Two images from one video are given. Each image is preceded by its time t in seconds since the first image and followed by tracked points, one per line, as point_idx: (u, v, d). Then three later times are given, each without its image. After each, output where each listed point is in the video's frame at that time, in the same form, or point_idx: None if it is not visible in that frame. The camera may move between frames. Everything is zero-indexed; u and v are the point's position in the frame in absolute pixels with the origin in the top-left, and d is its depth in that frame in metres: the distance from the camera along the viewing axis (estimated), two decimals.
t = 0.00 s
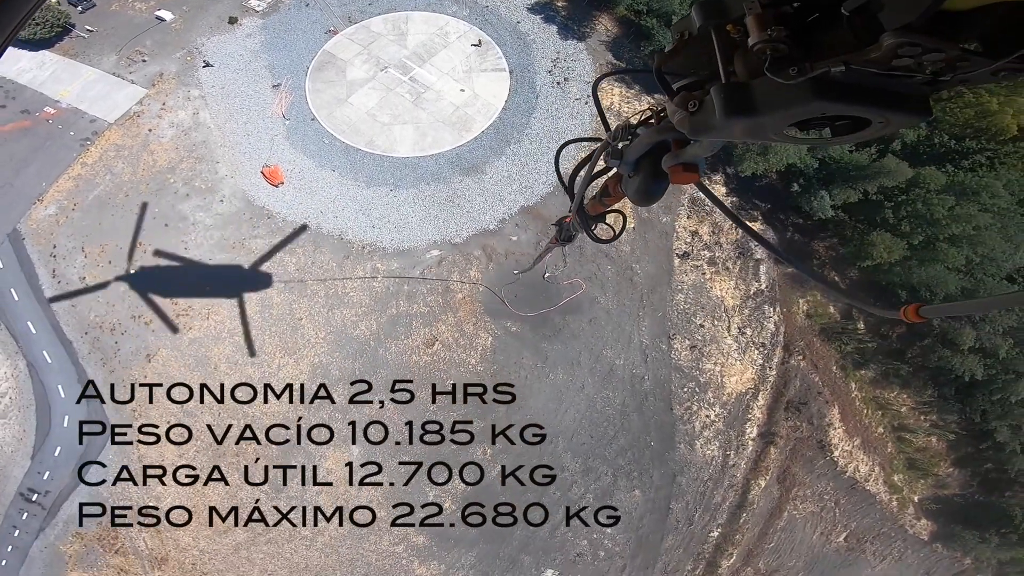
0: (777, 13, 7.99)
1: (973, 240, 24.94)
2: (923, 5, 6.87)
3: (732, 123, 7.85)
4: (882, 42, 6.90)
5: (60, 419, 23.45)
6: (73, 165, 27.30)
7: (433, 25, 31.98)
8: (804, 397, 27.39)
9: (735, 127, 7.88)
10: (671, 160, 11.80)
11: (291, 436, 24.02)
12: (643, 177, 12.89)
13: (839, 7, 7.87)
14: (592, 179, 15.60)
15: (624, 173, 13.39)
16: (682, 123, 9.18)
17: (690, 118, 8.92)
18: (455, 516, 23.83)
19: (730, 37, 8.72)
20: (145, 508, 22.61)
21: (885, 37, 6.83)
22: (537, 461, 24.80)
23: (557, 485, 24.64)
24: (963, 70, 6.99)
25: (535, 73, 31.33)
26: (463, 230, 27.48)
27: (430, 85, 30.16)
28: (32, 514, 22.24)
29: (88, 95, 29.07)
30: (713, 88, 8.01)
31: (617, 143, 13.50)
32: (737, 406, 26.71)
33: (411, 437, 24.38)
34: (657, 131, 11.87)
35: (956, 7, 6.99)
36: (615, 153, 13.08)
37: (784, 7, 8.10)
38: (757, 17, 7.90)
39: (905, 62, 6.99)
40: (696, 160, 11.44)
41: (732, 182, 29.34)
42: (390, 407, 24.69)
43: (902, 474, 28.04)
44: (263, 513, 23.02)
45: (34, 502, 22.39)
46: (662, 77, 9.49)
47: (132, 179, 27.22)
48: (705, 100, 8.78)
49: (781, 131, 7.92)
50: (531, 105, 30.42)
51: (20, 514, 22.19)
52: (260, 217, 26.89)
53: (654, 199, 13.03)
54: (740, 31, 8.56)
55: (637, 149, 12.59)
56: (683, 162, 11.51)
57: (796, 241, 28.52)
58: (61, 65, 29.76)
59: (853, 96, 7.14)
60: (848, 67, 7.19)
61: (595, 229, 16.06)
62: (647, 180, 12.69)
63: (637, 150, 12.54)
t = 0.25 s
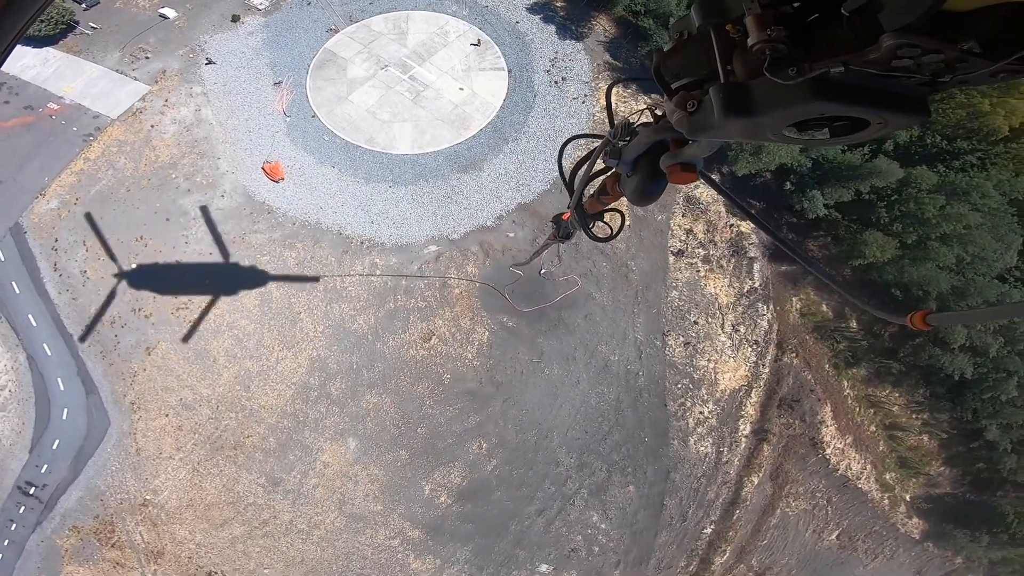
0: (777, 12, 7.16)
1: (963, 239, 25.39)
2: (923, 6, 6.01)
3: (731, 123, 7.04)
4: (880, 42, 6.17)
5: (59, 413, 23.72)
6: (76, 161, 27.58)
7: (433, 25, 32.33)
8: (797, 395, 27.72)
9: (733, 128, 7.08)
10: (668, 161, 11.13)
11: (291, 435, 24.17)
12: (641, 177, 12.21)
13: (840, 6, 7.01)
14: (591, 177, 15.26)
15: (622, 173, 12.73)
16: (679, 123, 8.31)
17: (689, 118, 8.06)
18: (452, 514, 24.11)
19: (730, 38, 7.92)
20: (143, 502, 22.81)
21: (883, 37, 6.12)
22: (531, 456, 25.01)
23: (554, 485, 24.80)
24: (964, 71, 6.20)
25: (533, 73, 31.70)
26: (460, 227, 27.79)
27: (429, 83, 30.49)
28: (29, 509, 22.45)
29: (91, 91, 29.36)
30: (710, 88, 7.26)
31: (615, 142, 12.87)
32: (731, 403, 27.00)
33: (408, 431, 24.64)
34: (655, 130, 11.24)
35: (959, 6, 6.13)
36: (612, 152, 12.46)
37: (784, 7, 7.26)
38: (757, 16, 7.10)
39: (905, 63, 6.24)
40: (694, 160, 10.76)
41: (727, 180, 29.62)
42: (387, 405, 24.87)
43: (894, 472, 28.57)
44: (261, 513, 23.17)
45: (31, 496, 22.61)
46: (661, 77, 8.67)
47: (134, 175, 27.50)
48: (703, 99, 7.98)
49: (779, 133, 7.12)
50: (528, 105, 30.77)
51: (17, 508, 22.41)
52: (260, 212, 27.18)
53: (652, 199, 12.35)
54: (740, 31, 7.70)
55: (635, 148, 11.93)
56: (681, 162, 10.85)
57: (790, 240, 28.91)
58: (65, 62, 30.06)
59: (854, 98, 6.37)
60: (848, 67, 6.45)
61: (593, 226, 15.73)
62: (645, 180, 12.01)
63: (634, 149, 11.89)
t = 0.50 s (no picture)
0: (782, 14, 7.29)
1: (952, 236, 25.77)
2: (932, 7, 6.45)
3: (734, 126, 7.20)
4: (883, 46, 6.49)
5: (58, 403, 23.99)
6: (78, 154, 27.87)
7: (432, 23, 32.71)
8: (788, 391, 28.11)
9: (736, 130, 7.24)
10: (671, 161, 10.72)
11: (287, 425, 24.47)
12: (642, 177, 11.82)
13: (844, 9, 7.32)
14: (591, 174, 14.84)
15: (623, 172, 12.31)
16: (683, 125, 8.49)
17: (692, 120, 8.23)
18: (448, 506, 24.44)
19: (734, 40, 8.08)
20: (140, 494, 23.04)
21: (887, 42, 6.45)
22: (526, 449, 25.31)
23: (548, 477, 25.13)
24: (966, 73, 6.67)
25: (530, 71, 32.12)
26: (458, 221, 28.15)
27: (428, 80, 30.88)
28: (26, 500, 22.67)
29: (94, 86, 29.68)
30: (714, 91, 7.37)
31: (617, 141, 12.42)
32: (723, 398, 27.37)
33: (405, 422, 24.96)
34: (659, 130, 10.85)
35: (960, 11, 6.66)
36: (614, 151, 12.03)
37: (788, 9, 7.38)
38: (762, 17, 7.20)
39: (908, 66, 6.55)
40: (697, 161, 10.31)
41: (721, 178, 30.19)
42: (384, 395, 25.20)
43: (885, 470, 28.97)
44: (258, 504, 23.43)
45: (29, 488, 22.82)
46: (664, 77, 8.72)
47: (136, 168, 27.80)
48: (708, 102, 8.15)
49: (782, 135, 7.31)
50: (526, 102, 31.19)
51: (14, 500, 22.63)
52: (260, 206, 27.51)
53: (654, 200, 11.97)
54: (744, 33, 7.99)
55: (637, 147, 11.55)
56: (684, 162, 10.45)
57: (783, 237, 29.40)
58: (68, 57, 30.38)
59: (857, 101, 6.57)
60: (852, 71, 6.59)
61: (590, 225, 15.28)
62: (647, 179, 11.62)
63: (636, 149, 11.47)
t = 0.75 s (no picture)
0: (777, 11, 7.27)
1: (943, 232, 26.26)
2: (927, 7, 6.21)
3: (725, 121, 7.44)
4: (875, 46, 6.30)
5: (59, 395, 24.26)
6: (80, 149, 28.14)
7: (431, 20, 33.00)
8: (782, 385, 28.45)
9: (728, 125, 7.47)
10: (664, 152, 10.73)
11: (286, 416, 24.74)
12: (637, 168, 11.84)
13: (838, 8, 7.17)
14: (588, 165, 14.94)
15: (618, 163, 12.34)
16: (676, 119, 8.68)
17: (684, 114, 8.49)
18: (445, 498, 24.74)
19: (728, 35, 8.22)
20: (140, 486, 23.30)
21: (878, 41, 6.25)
22: (522, 441, 25.58)
23: (544, 468, 25.42)
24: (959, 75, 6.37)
25: (528, 68, 32.47)
26: (456, 215, 28.48)
27: (427, 76, 31.20)
28: (25, 493, 22.92)
29: (96, 81, 29.95)
30: (709, 86, 7.62)
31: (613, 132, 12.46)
32: (717, 392, 27.68)
33: (402, 413, 25.25)
34: (653, 121, 10.87)
35: (958, 11, 6.24)
36: (609, 142, 12.07)
37: (783, 7, 7.36)
38: (757, 14, 7.21)
39: (899, 67, 6.37)
40: (689, 154, 10.30)
41: (717, 175, 30.71)
42: (382, 387, 25.48)
43: (876, 466, 29.54)
44: (257, 495, 23.73)
45: (29, 480, 23.09)
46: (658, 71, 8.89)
47: (138, 162, 28.08)
48: (700, 98, 8.39)
49: (772, 132, 7.47)
50: (524, 99, 31.55)
51: (14, 493, 22.88)
52: (261, 199, 27.83)
53: (649, 190, 12.01)
54: (739, 28, 8.08)
55: (631, 138, 11.59)
56: (676, 154, 10.43)
57: (779, 233, 30.06)
58: (69, 52, 30.62)
59: (848, 100, 6.57)
60: (843, 70, 6.54)
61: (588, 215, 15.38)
62: (642, 170, 11.65)
63: (632, 140, 11.52)
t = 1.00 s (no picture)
0: (778, 16, 7.87)
1: (935, 228, 26.70)
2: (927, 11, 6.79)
3: (727, 126, 7.79)
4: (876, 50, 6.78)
5: (60, 386, 24.56)
6: (83, 142, 28.47)
7: (432, 16, 33.32)
8: (776, 378, 28.80)
9: (729, 130, 7.84)
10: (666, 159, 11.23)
11: (285, 406, 25.07)
12: (640, 174, 12.28)
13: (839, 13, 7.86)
14: (591, 170, 15.34)
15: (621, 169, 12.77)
16: (678, 124, 8.99)
17: (686, 119, 8.79)
18: (442, 489, 25.06)
19: (728, 40, 8.73)
20: (140, 477, 23.60)
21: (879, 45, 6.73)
22: (519, 432, 25.93)
23: (541, 458, 25.77)
24: (956, 78, 6.89)
25: (527, 64, 32.85)
26: (455, 208, 28.83)
27: (427, 72, 31.57)
28: (26, 485, 23.21)
29: (100, 76, 30.27)
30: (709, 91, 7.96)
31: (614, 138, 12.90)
32: (711, 385, 28.05)
33: (400, 404, 25.58)
34: (654, 128, 11.31)
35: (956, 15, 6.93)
36: (612, 148, 12.50)
37: (782, 11, 7.94)
38: (757, 19, 7.74)
39: (899, 70, 6.83)
40: (691, 161, 10.86)
41: (714, 170, 30.69)
42: (381, 377, 25.81)
43: (869, 461, 29.87)
44: (256, 486, 24.03)
45: (30, 472, 23.37)
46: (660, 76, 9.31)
47: (140, 156, 28.42)
48: (700, 103, 8.71)
49: (774, 134, 7.94)
50: (523, 95, 31.94)
51: (15, 484, 23.17)
52: (262, 192, 28.18)
53: (652, 195, 12.46)
54: (739, 33, 8.39)
55: (633, 145, 12.02)
56: (679, 161, 10.96)
57: (772, 229, 30.25)
58: (72, 47, 30.90)
59: (847, 104, 7.17)
60: (843, 74, 7.16)
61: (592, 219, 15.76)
62: (644, 176, 12.08)
63: (634, 146, 11.91)
